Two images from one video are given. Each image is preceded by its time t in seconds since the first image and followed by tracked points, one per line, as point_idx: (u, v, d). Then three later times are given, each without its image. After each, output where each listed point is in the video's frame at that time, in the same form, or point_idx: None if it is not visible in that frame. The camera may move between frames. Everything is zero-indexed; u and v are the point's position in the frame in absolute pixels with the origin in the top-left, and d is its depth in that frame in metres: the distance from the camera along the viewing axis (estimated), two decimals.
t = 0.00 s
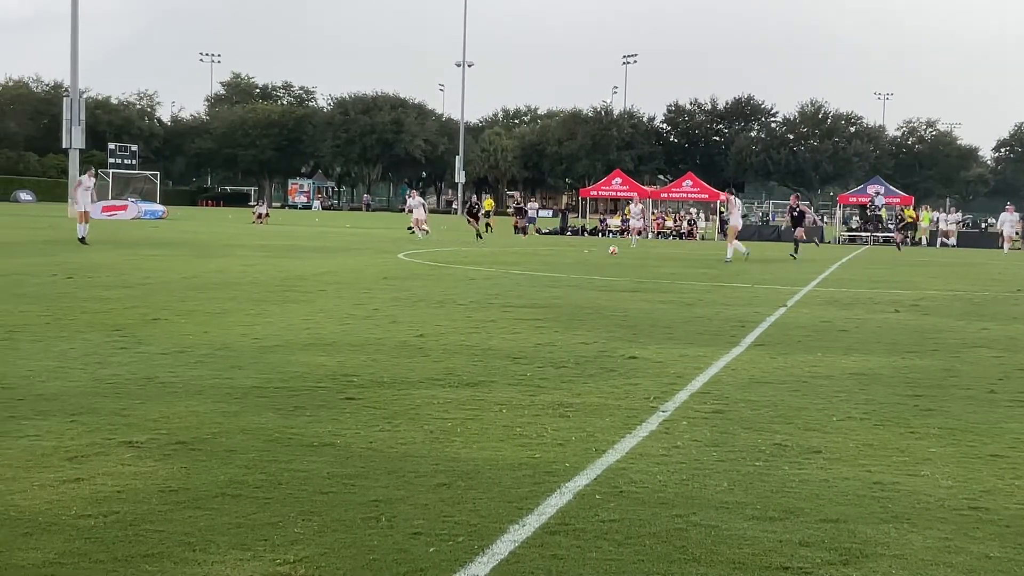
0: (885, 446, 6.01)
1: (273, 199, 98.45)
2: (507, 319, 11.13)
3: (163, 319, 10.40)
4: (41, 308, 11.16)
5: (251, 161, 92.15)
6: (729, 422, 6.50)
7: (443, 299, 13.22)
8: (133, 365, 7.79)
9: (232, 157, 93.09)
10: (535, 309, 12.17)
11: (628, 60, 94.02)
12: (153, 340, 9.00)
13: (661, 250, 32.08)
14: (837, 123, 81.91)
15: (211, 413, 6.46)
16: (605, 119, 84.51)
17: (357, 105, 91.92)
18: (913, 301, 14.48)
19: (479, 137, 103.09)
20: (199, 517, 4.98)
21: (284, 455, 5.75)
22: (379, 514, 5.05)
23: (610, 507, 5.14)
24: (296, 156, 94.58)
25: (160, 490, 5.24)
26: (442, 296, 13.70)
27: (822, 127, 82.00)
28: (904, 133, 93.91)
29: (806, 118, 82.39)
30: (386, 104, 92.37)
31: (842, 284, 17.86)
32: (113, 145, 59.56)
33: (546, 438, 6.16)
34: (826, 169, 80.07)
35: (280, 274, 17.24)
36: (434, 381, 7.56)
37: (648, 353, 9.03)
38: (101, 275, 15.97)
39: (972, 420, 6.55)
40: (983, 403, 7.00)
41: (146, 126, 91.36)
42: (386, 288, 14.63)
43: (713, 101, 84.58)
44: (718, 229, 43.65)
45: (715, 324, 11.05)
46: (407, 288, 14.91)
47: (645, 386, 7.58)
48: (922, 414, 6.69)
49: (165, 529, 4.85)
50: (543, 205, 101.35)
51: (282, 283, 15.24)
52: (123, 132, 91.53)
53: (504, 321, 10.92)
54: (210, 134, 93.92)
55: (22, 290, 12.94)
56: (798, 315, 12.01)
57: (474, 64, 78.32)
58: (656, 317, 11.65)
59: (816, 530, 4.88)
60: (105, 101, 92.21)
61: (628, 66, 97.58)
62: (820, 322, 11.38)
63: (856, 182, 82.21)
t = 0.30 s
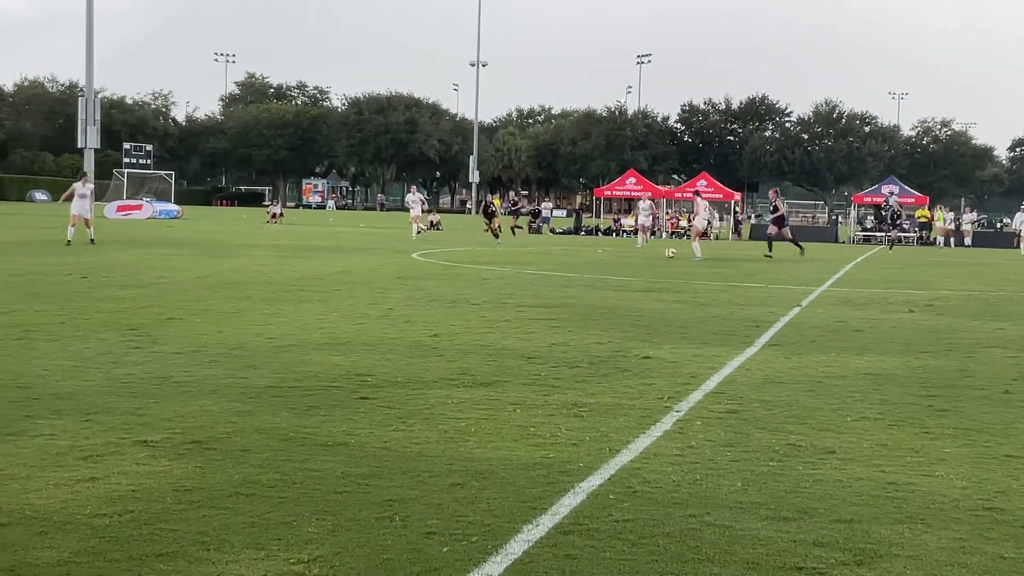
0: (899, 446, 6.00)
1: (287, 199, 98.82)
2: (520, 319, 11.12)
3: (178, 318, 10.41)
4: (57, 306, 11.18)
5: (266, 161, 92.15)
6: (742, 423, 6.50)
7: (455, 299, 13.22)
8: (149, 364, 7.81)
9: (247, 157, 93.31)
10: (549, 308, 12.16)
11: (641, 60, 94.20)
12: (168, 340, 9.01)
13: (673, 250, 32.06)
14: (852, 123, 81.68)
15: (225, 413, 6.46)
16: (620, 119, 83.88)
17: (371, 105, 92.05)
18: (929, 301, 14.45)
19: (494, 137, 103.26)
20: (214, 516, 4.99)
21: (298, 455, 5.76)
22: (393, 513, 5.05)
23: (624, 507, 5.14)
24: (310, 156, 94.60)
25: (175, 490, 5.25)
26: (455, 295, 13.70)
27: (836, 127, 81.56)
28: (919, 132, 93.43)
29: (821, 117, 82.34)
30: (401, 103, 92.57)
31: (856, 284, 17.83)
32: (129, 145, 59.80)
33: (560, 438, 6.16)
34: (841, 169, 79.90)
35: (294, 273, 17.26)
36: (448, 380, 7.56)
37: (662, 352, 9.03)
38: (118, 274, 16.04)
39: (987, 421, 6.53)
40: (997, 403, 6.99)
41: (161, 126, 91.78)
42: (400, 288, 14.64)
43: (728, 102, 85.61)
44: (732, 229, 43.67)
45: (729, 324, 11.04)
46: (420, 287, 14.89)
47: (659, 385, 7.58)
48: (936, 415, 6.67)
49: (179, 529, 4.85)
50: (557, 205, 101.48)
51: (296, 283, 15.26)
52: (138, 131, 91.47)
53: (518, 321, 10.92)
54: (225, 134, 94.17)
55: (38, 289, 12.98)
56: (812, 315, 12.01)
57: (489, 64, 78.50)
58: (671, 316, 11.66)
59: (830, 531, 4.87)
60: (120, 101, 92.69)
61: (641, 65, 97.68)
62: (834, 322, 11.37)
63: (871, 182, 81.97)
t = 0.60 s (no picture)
0: (909, 441, 6.19)
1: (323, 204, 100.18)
2: (543, 318, 11.37)
3: (215, 316, 10.73)
4: (100, 303, 11.55)
5: (300, 166, 93.06)
6: (758, 417, 6.71)
7: (480, 298, 13.48)
8: (189, 360, 8.09)
9: (282, 163, 94.20)
10: (571, 307, 12.41)
11: (661, 69, 95.35)
12: (207, 336, 9.31)
13: (690, 252, 32.32)
14: (864, 129, 82.09)
15: (261, 406, 6.72)
16: (640, 125, 85.66)
17: (402, 112, 93.33)
18: (938, 301, 14.58)
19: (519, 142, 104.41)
20: (250, 505, 5.23)
21: (332, 447, 6.00)
22: (422, 503, 5.28)
23: (643, 498, 5.36)
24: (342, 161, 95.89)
25: (214, 479, 5.50)
26: (481, 295, 13.96)
27: (848, 133, 81.95)
28: (928, 138, 93.74)
29: (834, 123, 82.80)
30: (429, 111, 94.21)
31: (868, 283, 18.06)
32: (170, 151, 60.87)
33: (582, 431, 6.39)
34: (853, 174, 79.66)
35: (324, 273, 17.60)
36: (474, 376, 7.81)
37: (680, 350, 9.25)
38: (158, 273, 16.49)
39: (995, 416, 6.71)
40: (1004, 399, 7.17)
41: (202, 133, 93.73)
42: (427, 287, 14.92)
43: (743, 109, 85.70)
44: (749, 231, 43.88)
45: (745, 322, 11.24)
46: (445, 287, 15.16)
47: (678, 381, 7.79)
48: (944, 410, 6.86)
49: (218, 516, 5.10)
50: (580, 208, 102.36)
51: (326, 282, 15.60)
52: (178, 138, 93.18)
53: (541, 319, 11.17)
54: (263, 140, 95.58)
55: (80, 289, 13.38)
56: (824, 314, 12.18)
57: (514, 74, 79.77)
58: (687, 315, 11.87)
59: (842, 522, 5.07)
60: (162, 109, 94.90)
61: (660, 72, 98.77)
62: (845, 321, 11.54)
63: (881, 187, 81.91)
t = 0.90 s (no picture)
0: (919, 436, 6.37)
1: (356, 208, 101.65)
2: (566, 317, 11.60)
3: (252, 314, 11.06)
4: (145, 302, 11.97)
5: (334, 171, 95.55)
6: (773, 413, 6.90)
7: (506, 297, 13.73)
8: (227, 356, 8.39)
9: (317, 166, 96.83)
10: (592, 306, 12.65)
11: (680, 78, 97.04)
12: (244, 333, 9.62)
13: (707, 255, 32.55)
14: (876, 134, 82.31)
15: (295, 401, 6.98)
16: (659, 131, 86.41)
17: (430, 118, 95.75)
18: (948, 300, 14.69)
19: (543, 149, 105.83)
20: (286, 496, 5.47)
21: (363, 440, 6.23)
22: (449, 495, 5.50)
23: (662, 490, 5.57)
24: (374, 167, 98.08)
25: (251, 471, 5.74)
26: (506, 295, 14.22)
27: (860, 138, 82.00)
28: (937, 143, 93.60)
29: (847, 129, 83.04)
30: (457, 117, 96.43)
31: (880, 284, 18.19)
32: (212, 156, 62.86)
33: (603, 426, 6.61)
34: (865, 177, 80.12)
35: (354, 273, 18.02)
36: (500, 372, 8.06)
37: (698, 348, 9.45)
38: (197, 274, 17.00)
39: (1002, 412, 6.87)
40: (1013, 396, 7.33)
41: (239, 138, 94.42)
42: (452, 287, 15.26)
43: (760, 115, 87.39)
44: (763, 234, 44.02)
45: (760, 322, 11.41)
46: (471, 286, 15.43)
47: (695, 378, 7.99)
48: (955, 407, 7.03)
49: (255, 506, 5.34)
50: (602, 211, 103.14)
51: (355, 282, 15.97)
52: (217, 144, 93.98)
53: (563, 318, 11.43)
54: (297, 146, 97.47)
55: (122, 288, 13.84)
56: (836, 314, 12.25)
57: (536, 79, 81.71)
58: (702, 314, 12.02)
59: (855, 514, 5.27)
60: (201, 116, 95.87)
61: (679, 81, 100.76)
62: (856, 320, 11.65)
63: (893, 191, 82.23)
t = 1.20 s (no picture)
0: (927, 428, 6.71)
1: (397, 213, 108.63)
2: (592, 314, 12.07)
3: (301, 313, 11.70)
4: (201, 301, 12.71)
5: (377, 179, 102.87)
6: (788, 405, 7.28)
7: (537, 296, 14.25)
8: (277, 351, 8.96)
9: (361, 175, 103.95)
10: (617, 304, 13.15)
11: (700, 92, 103.59)
12: (293, 330, 10.26)
13: (728, 257, 33.27)
14: (885, 144, 89.39)
15: (341, 392, 7.48)
16: (680, 141, 91.99)
17: (466, 129, 102.55)
18: (955, 300, 15.00)
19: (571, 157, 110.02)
20: (333, 480, 5.92)
21: (404, 429, 6.69)
22: (484, 480, 5.92)
23: (684, 476, 5.96)
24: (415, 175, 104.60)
25: (300, 457, 6.19)
26: (538, 294, 14.73)
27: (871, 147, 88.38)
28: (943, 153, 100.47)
29: (858, 139, 90.08)
30: (492, 128, 102.80)
31: (890, 284, 18.64)
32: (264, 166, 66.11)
33: (628, 417, 7.02)
34: (875, 183, 86.96)
35: (392, 274, 18.84)
36: (531, 367, 8.53)
37: (718, 343, 9.87)
38: (248, 275, 17.95)
39: (1007, 405, 7.20)
40: (1017, 389, 7.67)
41: (289, 149, 105.29)
42: (484, 286, 15.92)
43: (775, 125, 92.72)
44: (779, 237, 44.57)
45: (775, 319, 11.72)
46: (502, 286, 16.04)
47: (715, 372, 8.40)
48: (962, 399, 7.37)
49: (305, 490, 5.78)
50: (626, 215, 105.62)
51: (393, 282, 16.70)
52: (269, 154, 104.71)
53: (590, 314, 11.93)
54: (342, 156, 105.30)
55: (178, 288, 14.68)
56: (849, 313, 12.54)
57: (562, 94, 87.77)
58: (720, 312, 12.40)
59: (865, 500, 5.63)
60: (255, 129, 107.00)
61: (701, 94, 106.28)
62: (866, 319, 11.96)
63: (903, 197, 89.36)
